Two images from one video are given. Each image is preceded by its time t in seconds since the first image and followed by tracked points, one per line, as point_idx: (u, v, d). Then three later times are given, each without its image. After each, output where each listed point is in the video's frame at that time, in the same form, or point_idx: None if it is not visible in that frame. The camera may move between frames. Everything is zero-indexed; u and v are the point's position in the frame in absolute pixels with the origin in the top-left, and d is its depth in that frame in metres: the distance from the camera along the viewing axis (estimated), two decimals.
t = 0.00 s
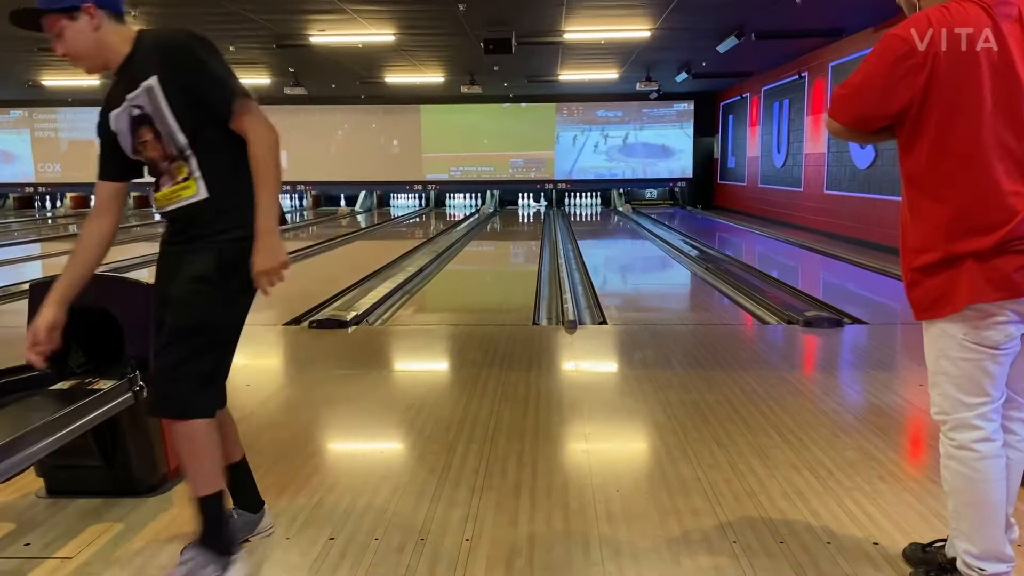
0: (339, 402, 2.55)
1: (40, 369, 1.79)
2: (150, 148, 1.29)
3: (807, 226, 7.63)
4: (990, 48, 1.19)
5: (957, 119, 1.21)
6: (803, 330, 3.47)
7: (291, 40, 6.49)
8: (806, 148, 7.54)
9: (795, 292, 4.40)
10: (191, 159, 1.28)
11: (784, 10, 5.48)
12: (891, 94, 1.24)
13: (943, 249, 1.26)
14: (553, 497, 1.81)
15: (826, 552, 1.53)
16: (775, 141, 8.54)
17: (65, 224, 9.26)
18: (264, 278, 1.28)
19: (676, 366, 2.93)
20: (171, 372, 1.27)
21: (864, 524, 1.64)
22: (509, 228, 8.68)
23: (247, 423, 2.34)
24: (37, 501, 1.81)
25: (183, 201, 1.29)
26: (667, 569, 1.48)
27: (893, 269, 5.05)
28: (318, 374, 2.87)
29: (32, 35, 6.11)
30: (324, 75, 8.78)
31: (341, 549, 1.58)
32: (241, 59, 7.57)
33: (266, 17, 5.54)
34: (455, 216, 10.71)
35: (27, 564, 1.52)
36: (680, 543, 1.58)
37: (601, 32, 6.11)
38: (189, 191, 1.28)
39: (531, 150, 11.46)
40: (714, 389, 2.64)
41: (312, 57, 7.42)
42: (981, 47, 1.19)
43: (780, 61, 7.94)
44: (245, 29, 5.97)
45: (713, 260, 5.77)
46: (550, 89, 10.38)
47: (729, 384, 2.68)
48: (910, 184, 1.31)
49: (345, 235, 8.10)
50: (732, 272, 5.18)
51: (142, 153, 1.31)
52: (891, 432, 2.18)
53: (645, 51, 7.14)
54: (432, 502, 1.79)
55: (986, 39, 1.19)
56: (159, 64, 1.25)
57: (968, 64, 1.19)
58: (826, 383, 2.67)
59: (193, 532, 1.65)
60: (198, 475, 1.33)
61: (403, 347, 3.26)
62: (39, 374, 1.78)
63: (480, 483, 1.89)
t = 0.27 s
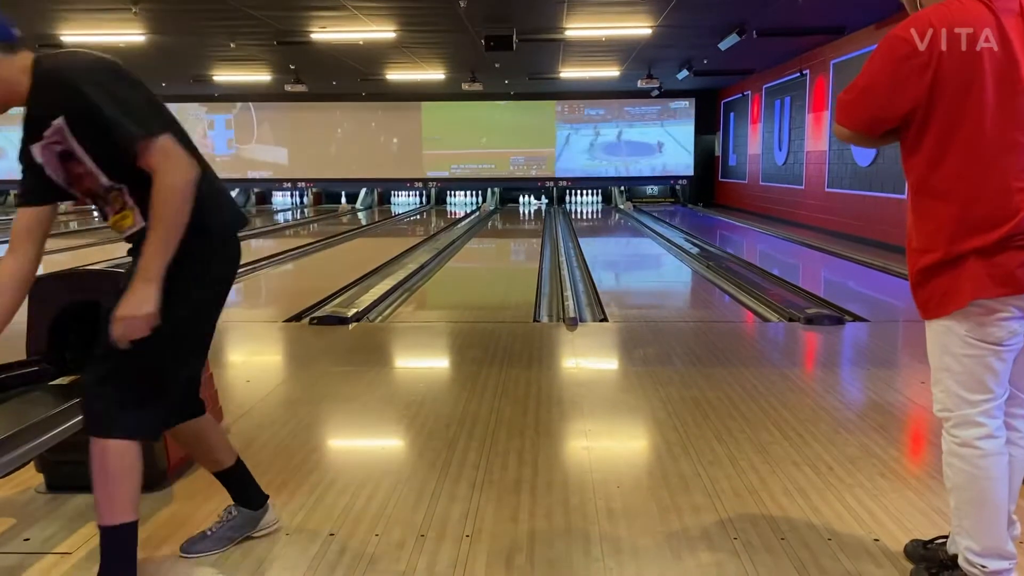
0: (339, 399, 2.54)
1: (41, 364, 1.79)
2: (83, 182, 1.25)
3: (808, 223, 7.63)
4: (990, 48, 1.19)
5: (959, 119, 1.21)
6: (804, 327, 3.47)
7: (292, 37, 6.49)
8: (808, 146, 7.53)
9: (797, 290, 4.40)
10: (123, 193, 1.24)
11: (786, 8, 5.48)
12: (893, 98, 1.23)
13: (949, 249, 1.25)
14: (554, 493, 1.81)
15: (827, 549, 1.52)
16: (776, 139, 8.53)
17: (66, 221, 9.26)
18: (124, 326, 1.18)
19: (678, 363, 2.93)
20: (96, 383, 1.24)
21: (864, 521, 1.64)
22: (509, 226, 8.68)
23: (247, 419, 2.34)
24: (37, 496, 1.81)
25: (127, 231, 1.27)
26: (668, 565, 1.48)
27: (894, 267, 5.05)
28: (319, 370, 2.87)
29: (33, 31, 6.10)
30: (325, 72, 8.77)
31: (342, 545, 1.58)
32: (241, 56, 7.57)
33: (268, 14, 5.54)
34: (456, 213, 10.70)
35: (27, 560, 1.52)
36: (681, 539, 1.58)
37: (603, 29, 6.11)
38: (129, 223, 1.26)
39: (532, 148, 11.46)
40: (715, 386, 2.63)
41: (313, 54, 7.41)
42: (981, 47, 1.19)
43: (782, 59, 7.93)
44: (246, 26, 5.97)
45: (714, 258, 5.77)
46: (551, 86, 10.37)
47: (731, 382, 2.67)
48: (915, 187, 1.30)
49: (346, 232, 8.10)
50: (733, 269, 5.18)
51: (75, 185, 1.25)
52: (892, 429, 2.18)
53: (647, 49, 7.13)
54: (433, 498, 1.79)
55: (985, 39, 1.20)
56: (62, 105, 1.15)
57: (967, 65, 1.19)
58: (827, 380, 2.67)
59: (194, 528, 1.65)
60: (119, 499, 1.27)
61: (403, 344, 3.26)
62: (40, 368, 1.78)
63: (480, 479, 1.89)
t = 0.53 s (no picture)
0: (339, 396, 2.54)
1: (41, 361, 1.79)
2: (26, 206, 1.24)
3: (808, 222, 7.63)
4: (991, 48, 1.19)
5: (959, 120, 1.21)
6: (804, 325, 3.47)
7: (293, 35, 6.48)
8: (809, 145, 7.52)
9: (798, 288, 4.40)
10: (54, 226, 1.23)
11: (787, 6, 5.47)
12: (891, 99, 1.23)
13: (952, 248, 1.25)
14: (555, 491, 1.80)
15: (828, 547, 1.52)
16: (777, 137, 8.53)
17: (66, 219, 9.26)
18: None
19: (679, 361, 2.93)
20: (79, 387, 1.24)
21: (865, 518, 1.64)
22: (510, 224, 8.68)
23: (247, 417, 2.34)
24: (38, 494, 1.81)
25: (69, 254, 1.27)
26: (669, 563, 1.48)
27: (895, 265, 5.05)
28: (319, 368, 2.87)
29: (33, 30, 6.10)
30: (325, 70, 8.77)
31: (343, 542, 1.58)
32: (241, 54, 7.56)
33: (268, 12, 5.53)
34: (456, 212, 10.70)
35: (28, 557, 1.52)
36: (681, 537, 1.57)
37: (603, 28, 6.10)
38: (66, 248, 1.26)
39: (532, 146, 11.45)
40: (715, 384, 2.63)
41: (314, 52, 7.41)
42: (981, 47, 1.19)
43: (782, 57, 7.92)
44: (246, 24, 5.96)
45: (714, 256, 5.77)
46: (552, 85, 10.36)
47: (732, 380, 2.67)
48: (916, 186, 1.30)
49: (347, 230, 8.08)
50: (734, 267, 5.18)
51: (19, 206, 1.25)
52: (892, 427, 2.18)
53: (647, 47, 7.13)
54: (433, 496, 1.79)
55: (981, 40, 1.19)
56: None
57: (966, 66, 1.19)
58: (827, 379, 2.67)
59: (194, 525, 1.65)
60: (115, 499, 1.28)
61: (403, 342, 3.26)
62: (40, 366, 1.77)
63: (481, 477, 1.89)
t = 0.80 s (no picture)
0: (341, 394, 2.55)
1: (42, 358, 1.79)
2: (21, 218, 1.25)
3: (809, 221, 7.63)
4: (991, 48, 1.19)
5: (959, 119, 1.21)
6: (804, 324, 3.47)
7: (293, 33, 6.48)
8: (809, 143, 7.52)
9: (798, 286, 4.40)
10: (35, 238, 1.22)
11: (788, 5, 5.47)
12: (887, 102, 1.24)
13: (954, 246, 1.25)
14: (555, 488, 1.81)
15: (829, 545, 1.52)
16: (778, 135, 8.52)
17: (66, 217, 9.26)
18: None
19: (681, 360, 2.92)
20: (75, 390, 1.24)
21: (865, 516, 1.64)
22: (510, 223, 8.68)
23: (247, 415, 2.34)
24: (38, 491, 1.81)
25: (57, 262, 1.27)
26: (669, 561, 1.48)
27: (896, 264, 5.05)
28: (320, 366, 2.88)
29: (33, 27, 6.10)
30: (326, 68, 8.78)
31: (343, 539, 1.58)
32: (242, 52, 7.57)
33: (269, 10, 5.54)
34: (456, 210, 10.71)
35: (27, 555, 1.52)
36: (681, 535, 1.58)
37: (604, 26, 6.10)
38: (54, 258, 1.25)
39: (532, 145, 11.46)
40: (715, 382, 2.63)
41: (315, 51, 7.42)
42: (981, 47, 1.19)
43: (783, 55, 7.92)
44: (247, 22, 5.97)
45: (715, 255, 5.77)
46: (552, 83, 10.36)
47: (732, 378, 2.67)
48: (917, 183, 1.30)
49: (346, 229, 8.10)
50: (734, 266, 5.18)
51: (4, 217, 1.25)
52: (892, 425, 2.18)
53: (647, 45, 7.13)
54: (434, 493, 1.79)
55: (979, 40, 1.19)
56: None
57: (965, 66, 1.19)
58: (827, 377, 2.67)
59: (194, 523, 1.65)
60: (113, 500, 1.28)
61: (405, 341, 3.26)
62: (41, 362, 1.77)
63: (481, 474, 1.90)
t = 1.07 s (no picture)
0: (341, 393, 2.55)
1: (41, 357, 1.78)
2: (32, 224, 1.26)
3: (809, 220, 7.62)
4: (990, 48, 1.19)
5: (958, 120, 1.21)
6: (804, 323, 3.47)
7: (293, 32, 6.48)
8: (809, 142, 7.52)
9: (798, 285, 4.40)
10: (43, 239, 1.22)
11: (788, 4, 5.47)
12: (887, 105, 1.24)
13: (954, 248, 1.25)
14: (554, 488, 1.81)
15: (828, 544, 1.52)
16: (778, 134, 8.52)
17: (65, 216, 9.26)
18: None
19: (681, 359, 2.92)
20: (76, 391, 1.24)
21: (864, 516, 1.64)
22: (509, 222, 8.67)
23: (246, 414, 2.34)
24: (37, 490, 1.81)
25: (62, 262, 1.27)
26: (669, 560, 1.48)
27: (896, 263, 5.05)
28: (319, 365, 2.87)
29: (33, 26, 6.09)
30: (326, 67, 8.78)
31: (342, 537, 1.58)
32: (241, 51, 7.57)
33: (269, 9, 5.54)
34: (456, 209, 10.71)
35: (27, 553, 1.52)
36: (679, 534, 1.58)
37: (604, 25, 6.10)
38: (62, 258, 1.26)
39: (532, 143, 11.45)
40: (715, 381, 2.63)
41: (315, 49, 7.41)
42: (980, 47, 1.19)
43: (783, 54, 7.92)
44: (247, 20, 5.96)
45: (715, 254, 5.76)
46: (552, 82, 10.36)
47: (731, 377, 2.67)
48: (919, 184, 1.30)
49: (346, 227, 8.10)
50: (734, 265, 5.17)
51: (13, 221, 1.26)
52: (892, 425, 2.17)
53: (647, 44, 7.12)
54: (433, 491, 1.79)
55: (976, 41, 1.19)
56: None
57: (965, 66, 1.18)
58: (827, 376, 2.66)
59: (193, 522, 1.65)
60: (113, 502, 1.28)
61: (404, 339, 3.26)
62: (40, 361, 1.77)
63: (480, 473, 1.90)
